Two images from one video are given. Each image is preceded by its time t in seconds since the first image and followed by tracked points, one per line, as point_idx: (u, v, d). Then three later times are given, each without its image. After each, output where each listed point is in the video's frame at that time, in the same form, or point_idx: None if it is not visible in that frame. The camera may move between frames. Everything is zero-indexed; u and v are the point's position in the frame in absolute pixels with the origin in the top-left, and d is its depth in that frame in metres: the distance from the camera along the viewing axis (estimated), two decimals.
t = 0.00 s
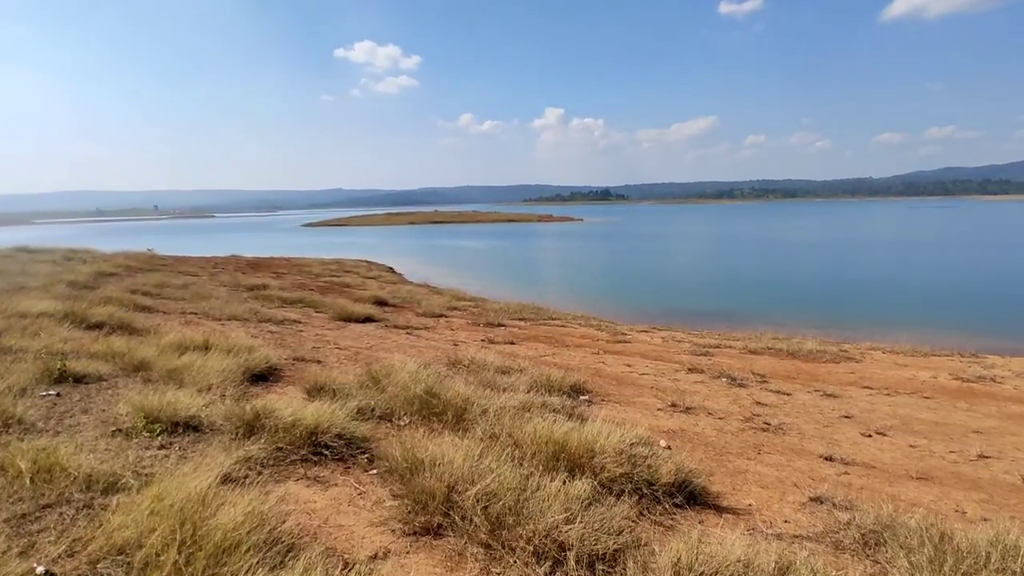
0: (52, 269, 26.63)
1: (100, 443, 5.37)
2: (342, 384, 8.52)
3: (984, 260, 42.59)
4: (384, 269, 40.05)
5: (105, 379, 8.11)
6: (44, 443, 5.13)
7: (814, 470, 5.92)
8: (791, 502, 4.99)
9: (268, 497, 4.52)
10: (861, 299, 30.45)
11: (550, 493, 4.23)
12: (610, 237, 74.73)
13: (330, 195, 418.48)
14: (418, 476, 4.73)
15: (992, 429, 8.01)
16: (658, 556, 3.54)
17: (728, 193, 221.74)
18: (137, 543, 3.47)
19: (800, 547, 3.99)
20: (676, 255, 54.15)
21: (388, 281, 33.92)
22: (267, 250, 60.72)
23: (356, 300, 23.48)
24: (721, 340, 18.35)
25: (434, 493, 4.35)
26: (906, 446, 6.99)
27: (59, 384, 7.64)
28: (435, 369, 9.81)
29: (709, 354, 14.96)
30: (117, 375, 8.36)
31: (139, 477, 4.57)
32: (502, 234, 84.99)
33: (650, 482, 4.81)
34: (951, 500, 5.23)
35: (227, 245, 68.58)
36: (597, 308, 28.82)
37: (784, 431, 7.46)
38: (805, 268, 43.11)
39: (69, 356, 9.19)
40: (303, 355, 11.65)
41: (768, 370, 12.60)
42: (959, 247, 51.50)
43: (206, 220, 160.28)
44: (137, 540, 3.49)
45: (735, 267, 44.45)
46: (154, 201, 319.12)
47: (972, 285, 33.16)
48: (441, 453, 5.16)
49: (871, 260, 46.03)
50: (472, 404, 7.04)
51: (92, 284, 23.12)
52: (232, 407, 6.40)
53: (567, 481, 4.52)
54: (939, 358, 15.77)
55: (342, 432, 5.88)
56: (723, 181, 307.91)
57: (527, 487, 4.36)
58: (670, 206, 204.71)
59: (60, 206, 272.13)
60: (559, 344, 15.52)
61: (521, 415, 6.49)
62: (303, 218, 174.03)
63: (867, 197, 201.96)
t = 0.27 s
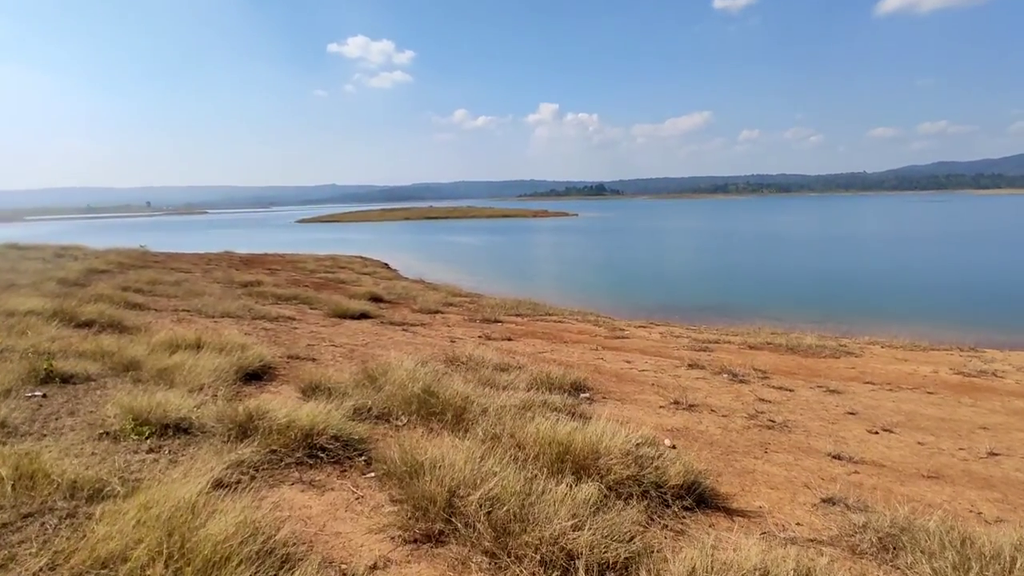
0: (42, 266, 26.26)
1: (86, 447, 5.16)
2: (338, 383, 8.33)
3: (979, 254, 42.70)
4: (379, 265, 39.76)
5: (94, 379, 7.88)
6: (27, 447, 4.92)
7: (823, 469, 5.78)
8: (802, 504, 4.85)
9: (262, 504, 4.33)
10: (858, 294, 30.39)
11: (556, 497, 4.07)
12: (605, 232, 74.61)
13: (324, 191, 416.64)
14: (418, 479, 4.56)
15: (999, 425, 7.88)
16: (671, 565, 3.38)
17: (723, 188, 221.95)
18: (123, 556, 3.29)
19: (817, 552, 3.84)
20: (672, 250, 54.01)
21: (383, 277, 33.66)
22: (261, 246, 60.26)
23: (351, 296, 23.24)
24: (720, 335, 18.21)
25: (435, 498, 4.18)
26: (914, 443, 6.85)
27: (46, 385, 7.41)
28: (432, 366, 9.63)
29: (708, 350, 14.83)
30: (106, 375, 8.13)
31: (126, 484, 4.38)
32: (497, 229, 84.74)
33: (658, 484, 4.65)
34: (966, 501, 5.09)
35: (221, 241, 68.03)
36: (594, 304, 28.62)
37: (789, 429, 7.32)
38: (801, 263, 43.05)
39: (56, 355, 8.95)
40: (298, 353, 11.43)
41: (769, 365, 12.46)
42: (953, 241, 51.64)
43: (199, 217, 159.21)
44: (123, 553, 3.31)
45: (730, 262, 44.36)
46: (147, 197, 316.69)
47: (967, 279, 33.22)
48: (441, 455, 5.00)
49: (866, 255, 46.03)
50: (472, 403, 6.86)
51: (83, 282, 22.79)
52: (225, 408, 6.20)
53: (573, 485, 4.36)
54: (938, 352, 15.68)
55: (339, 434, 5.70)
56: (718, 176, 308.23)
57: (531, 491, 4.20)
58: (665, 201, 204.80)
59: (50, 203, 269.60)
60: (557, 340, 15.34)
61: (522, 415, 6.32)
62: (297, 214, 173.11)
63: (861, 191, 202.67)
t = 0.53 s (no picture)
0: (32, 263, 25.89)
1: (72, 453, 4.98)
2: (334, 382, 8.16)
3: (974, 246, 42.68)
4: (374, 260, 39.45)
5: (83, 379, 7.67)
6: (11, 453, 4.73)
7: (832, 468, 5.65)
8: (814, 505, 4.72)
9: (256, 513, 4.17)
10: (855, 286, 30.25)
11: (562, 503, 3.92)
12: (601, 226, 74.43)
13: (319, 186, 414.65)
14: (418, 484, 4.40)
15: (1007, 420, 7.76)
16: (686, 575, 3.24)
17: (719, 181, 221.97)
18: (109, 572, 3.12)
19: (834, 558, 3.70)
20: (667, 243, 53.85)
21: (379, 272, 33.40)
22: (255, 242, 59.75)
23: (346, 292, 23.00)
24: (718, 329, 18.07)
25: (436, 505, 4.01)
26: (923, 440, 6.72)
27: (33, 386, 7.21)
28: (430, 364, 9.46)
29: (707, 344, 14.70)
30: (95, 376, 7.92)
31: (114, 491, 4.20)
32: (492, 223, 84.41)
33: (667, 486, 4.51)
34: (981, 501, 4.97)
35: (215, 237, 67.43)
36: (591, 298, 28.39)
37: (795, 426, 7.19)
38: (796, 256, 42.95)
39: (44, 355, 8.73)
40: (293, 350, 11.23)
41: (770, 359, 12.33)
42: (948, 233, 51.66)
43: (193, 213, 158.03)
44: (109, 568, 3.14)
45: (726, 255, 44.25)
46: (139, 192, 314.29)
47: (963, 271, 33.14)
48: (442, 458, 4.84)
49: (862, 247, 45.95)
50: (473, 403, 6.71)
51: (74, 279, 22.46)
52: (217, 409, 6.02)
53: (579, 489, 4.21)
54: (938, 345, 15.55)
55: (335, 436, 5.53)
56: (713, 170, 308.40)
57: (536, 496, 4.05)
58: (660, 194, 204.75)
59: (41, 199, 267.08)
60: (556, 335, 15.16)
61: (524, 414, 6.17)
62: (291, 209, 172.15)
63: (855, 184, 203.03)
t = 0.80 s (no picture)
0: (22, 261, 25.53)
1: (55, 458, 4.77)
2: (330, 381, 7.97)
3: (971, 239, 42.58)
4: (370, 257, 39.14)
5: (70, 380, 7.45)
6: None
7: (843, 466, 5.49)
8: (828, 506, 4.56)
9: (248, 522, 3.98)
10: (853, 280, 30.09)
11: (570, 508, 3.74)
12: (597, 221, 74.22)
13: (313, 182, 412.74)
14: (418, 488, 4.23)
15: (1015, 414, 7.62)
16: None
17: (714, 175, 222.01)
18: None
19: (854, 563, 3.54)
20: (664, 238, 53.63)
21: (374, 268, 33.14)
22: (249, 239, 59.33)
23: (342, 288, 22.76)
24: (718, 323, 17.90)
25: (437, 510, 3.84)
26: (932, 436, 6.57)
27: (18, 388, 6.98)
28: (428, 362, 9.27)
29: (708, 339, 14.53)
30: (83, 376, 7.69)
31: (97, 500, 4.00)
32: (488, 219, 84.03)
33: (677, 489, 4.35)
34: (999, 500, 4.82)
35: (208, 234, 66.96)
36: (588, 293, 28.14)
37: (802, 422, 7.03)
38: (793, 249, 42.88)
39: (30, 356, 8.49)
40: (287, 349, 11.01)
41: (771, 354, 12.17)
42: (944, 226, 51.62)
43: (187, 210, 157.06)
44: None
45: (723, 249, 44.14)
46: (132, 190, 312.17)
47: (960, 264, 33.03)
48: (442, 460, 4.66)
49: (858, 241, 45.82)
50: (472, 402, 6.53)
51: (64, 277, 22.13)
52: (207, 411, 5.81)
53: (587, 493, 4.04)
54: (938, 338, 15.41)
55: (331, 438, 5.34)
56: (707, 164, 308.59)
57: (541, 501, 3.88)
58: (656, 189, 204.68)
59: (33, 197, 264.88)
60: (554, 331, 14.97)
61: (525, 414, 5.99)
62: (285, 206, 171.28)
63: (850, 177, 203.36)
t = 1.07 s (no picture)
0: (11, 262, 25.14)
1: (35, 468, 4.57)
2: (324, 382, 7.78)
3: (967, 232, 42.56)
4: (365, 254, 38.83)
5: (55, 384, 7.22)
6: None
7: (852, 467, 5.35)
8: (841, 510, 4.40)
9: (236, 535, 3.80)
10: (850, 274, 29.96)
11: (574, 518, 3.58)
12: (593, 217, 74.06)
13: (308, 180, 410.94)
14: (415, 497, 4.05)
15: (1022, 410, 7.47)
16: None
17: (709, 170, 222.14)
18: None
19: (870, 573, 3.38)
20: (660, 233, 53.46)
21: (369, 266, 32.88)
22: (243, 237, 58.92)
23: (336, 287, 22.52)
24: (716, 319, 17.75)
25: (435, 521, 3.67)
26: (940, 434, 6.43)
27: None
28: (425, 362, 9.08)
29: (707, 335, 14.38)
30: (68, 380, 7.46)
31: (77, 514, 3.81)
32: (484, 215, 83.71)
33: (685, 494, 4.19)
34: (1015, 502, 4.67)
35: (202, 232, 66.50)
36: (584, 289, 27.92)
37: (807, 421, 6.88)
38: (788, 244, 42.77)
39: (15, 359, 8.25)
40: (280, 349, 10.79)
41: (772, 350, 12.01)
42: (939, 220, 51.61)
43: (181, 209, 156.14)
44: None
45: (719, 245, 44.01)
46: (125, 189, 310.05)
47: (957, 258, 32.95)
48: (440, 467, 4.49)
49: (854, 235, 45.75)
50: (470, 404, 6.36)
51: (54, 277, 21.80)
52: (195, 416, 5.62)
53: (591, 502, 3.87)
54: (939, 333, 15.25)
55: (324, 444, 5.16)
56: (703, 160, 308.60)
57: (543, 510, 3.72)
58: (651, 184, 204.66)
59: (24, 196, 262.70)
60: (552, 328, 14.77)
61: (525, 417, 5.82)
62: (280, 204, 170.52)
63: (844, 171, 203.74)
